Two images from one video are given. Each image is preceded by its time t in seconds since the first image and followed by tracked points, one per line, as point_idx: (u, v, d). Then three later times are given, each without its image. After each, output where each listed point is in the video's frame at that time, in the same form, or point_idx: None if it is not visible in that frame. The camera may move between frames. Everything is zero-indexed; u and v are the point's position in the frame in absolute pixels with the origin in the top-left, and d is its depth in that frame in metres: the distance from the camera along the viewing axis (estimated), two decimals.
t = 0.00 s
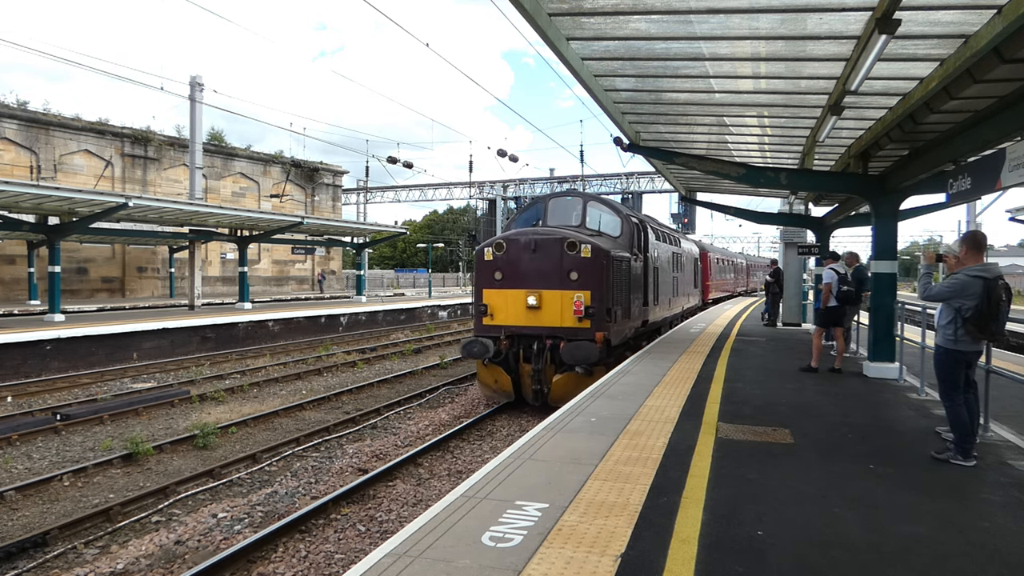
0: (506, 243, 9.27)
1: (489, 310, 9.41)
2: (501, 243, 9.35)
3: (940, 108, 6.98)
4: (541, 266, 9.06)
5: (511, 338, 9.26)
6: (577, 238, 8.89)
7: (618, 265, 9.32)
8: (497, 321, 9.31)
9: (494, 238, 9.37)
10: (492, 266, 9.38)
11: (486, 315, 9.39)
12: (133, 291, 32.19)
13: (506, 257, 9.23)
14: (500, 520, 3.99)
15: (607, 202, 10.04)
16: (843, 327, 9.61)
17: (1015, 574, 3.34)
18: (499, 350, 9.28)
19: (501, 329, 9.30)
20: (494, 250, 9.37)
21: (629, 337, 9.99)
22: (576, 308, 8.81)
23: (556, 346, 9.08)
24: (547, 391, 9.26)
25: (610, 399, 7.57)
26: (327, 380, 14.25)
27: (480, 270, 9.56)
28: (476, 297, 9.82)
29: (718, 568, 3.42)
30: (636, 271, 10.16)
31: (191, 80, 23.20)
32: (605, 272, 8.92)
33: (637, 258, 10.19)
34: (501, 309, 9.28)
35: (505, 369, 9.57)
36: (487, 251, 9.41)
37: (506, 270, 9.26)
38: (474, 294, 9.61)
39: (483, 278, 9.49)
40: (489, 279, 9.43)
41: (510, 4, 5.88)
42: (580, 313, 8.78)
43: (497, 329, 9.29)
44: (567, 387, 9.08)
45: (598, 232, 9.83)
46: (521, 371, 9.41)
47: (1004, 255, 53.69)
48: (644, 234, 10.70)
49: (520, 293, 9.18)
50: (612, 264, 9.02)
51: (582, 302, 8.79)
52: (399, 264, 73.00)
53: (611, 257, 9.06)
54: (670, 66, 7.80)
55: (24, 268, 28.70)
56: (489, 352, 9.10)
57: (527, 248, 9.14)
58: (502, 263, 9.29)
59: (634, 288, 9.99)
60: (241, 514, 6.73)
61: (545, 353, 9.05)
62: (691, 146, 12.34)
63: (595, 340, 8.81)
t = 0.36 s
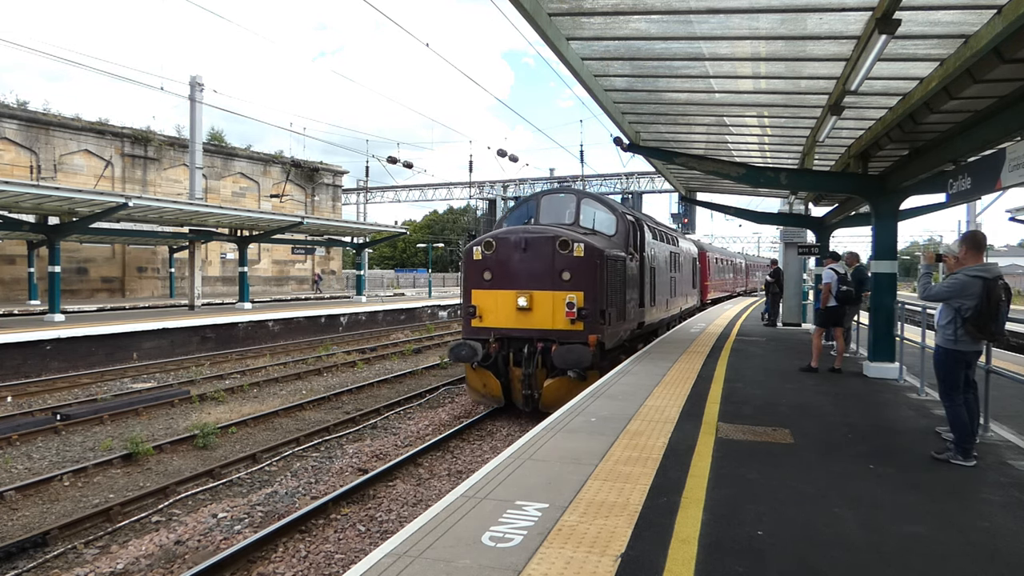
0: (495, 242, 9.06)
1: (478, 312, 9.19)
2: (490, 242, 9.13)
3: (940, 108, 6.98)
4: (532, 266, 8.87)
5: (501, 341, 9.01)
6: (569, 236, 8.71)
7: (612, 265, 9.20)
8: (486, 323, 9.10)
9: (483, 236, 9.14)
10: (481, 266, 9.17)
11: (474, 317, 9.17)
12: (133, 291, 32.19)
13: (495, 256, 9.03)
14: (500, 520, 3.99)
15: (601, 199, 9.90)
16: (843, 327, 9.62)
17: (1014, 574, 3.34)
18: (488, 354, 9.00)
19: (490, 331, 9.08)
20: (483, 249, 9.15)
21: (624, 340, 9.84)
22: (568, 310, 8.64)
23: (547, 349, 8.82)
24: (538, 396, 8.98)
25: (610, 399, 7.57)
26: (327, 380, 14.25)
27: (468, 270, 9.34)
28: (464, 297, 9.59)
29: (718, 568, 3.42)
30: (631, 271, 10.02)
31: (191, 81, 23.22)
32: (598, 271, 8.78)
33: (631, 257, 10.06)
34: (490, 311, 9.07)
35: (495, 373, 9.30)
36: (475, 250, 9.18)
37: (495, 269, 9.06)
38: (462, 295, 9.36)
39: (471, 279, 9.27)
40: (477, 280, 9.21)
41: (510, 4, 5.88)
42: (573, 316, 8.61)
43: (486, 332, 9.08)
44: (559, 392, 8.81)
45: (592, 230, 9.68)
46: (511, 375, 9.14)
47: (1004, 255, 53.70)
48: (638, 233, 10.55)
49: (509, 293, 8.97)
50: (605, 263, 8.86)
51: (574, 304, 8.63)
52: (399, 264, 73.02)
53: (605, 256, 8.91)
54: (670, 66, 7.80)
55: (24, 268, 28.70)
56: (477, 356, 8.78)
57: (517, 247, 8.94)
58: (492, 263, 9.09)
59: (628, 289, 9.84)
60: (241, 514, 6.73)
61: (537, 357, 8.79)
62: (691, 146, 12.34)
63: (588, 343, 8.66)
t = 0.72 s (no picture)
0: (485, 241, 8.89)
1: (466, 313, 9.01)
2: (479, 241, 8.97)
3: (939, 108, 6.99)
4: (522, 265, 8.69)
5: (489, 345, 8.85)
6: (561, 235, 8.52)
7: (606, 265, 9.00)
8: (475, 325, 8.92)
9: (472, 235, 8.97)
10: (469, 265, 9.00)
11: (462, 319, 8.99)
12: (133, 291, 32.21)
13: (485, 255, 8.85)
14: (500, 520, 3.99)
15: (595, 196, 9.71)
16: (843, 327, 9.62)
17: (1014, 574, 3.34)
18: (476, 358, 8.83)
19: (479, 334, 8.90)
20: (472, 248, 8.97)
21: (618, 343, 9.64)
22: (560, 312, 8.46)
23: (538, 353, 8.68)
24: (528, 402, 8.81)
25: (610, 399, 7.56)
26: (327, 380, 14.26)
27: (456, 270, 9.15)
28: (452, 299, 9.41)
29: (717, 568, 3.42)
30: (625, 272, 9.83)
31: (191, 81, 23.23)
32: (591, 271, 8.58)
33: (626, 257, 9.87)
34: (478, 313, 8.89)
35: (483, 378, 9.14)
36: (464, 249, 9.01)
37: (485, 269, 8.88)
38: (450, 296, 9.18)
39: (459, 279, 9.09)
40: (466, 280, 9.04)
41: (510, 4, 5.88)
42: (564, 318, 8.42)
43: (474, 334, 8.90)
44: (550, 397, 8.64)
45: (585, 229, 9.49)
46: (500, 379, 8.97)
47: (1004, 255, 53.71)
48: (633, 233, 10.36)
49: (499, 294, 8.78)
50: (599, 263, 8.67)
51: (566, 305, 8.44)
52: (399, 264, 73.06)
53: (599, 256, 8.71)
54: (670, 66, 7.80)
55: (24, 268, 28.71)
56: (463, 360, 8.58)
57: (507, 246, 8.76)
58: (481, 262, 8.91)
59: (622, 290, 9.64)
60: (241, 514, 6.73)
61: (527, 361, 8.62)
62: (691, 146, 12.33)
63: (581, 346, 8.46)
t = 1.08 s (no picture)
0: (472, 239, 8.52)
1: (453, 315, 8.64)
2: (466, 240, 8.60)
3: (939, 108, 6.99)
4: (511, 265, 8.30)
5: (477, 348, 8.50)
6: (552, 233, 8.13)
7: (601, 264, 8.73)
8: (462, 327, 8.56)
9: (459, 233, 8.60)
10: (457, 264, 8.62)
11: (449, 321, 8.62)
12: (133, 291, 32.22)
13: (472, 254, 8.48)
14: (499, 520, 3.99)
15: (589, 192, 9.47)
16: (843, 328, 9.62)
17: (1015, 574, 3.34)
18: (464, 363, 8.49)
19: (466, 337, 8.54)
20: (460, 247, 8.60)
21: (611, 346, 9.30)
22: (551, 314, 8.07)
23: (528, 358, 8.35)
24: (517, 409, 8.52)
25: (610, 398, 7.56)
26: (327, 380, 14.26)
27: (442, 270, 8.77)
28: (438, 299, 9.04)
29: (717, 568, 3.42)
30: (620, 272, 9.52)
31: (191, 81, 23.25)
32: (583, 271, 8.19)
33: (621, 257, 9.59)
34: (466, 314, 8.53)
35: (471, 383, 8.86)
36: (450, 248, 8.64)
37: (472, 269, 8.50)
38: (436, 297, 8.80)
39: (446, 279, 8.72)
40: (453, 280, 8.66)
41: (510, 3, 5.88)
42: (556, 320, 8.04)
43: (461, 337, 8.55)
44: (540, 403, 8.36)
45: (579, 227, 9.18)
46: (488, 385, 8.70)
47: (1004, 255, 53.71)
48: (627, 233, 10.10)
49: (487, 296, 8.41)
50: (592, 263, 8.28)
51: (558, 307, 8.05)
52: (399, 264, 73.08)
53: (592, 255, 8.34)
54: (670, 66, 7.80)
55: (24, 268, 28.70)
56: (450, 364, 8.31)
57: (496, 244, 8.38)
58: (468, 262, 8.54)
59: (617, 291, 9.31)
60: (241, 514, 6.73)
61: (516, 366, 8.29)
62: (691, 146, 12.32)
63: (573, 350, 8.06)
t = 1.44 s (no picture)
0: (459, 238, 8.35)
1: (440, 317, 8.44)
2: (453, 239, 8.42)
3: (939, 108, 6.99)
4: (499, 264, 8.11)
5: (464, 352, 8.30)
6: (542, 231, 7.95)
7: (594, 263, 8.46)
8: (449, 330, 8.36)
9: (446, 233, 8.44)
10: (443, 264, 8.44)
11: (435, 323, 8.43)
12: (133, 291, 32.22)
13: (459, 254, 8.29)
14: (500, 520, 3.99)
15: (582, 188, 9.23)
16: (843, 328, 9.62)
17: (1015, 573, 3.34)
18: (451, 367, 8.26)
19: (453, 340, 8.33)
20: (446, 246, 8.43)
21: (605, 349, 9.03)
22: (540, 315, 7.87)
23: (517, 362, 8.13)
24: (505, 415, 8.23)
25: (610, 399, 7.56)
26: (327, 380, 14.25)
27: (428, 270, 8.58)
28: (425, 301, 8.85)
29: (717, 568, 3.42)
30: (614, 272, 9.26)
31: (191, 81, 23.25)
32: (575, 270, 7.98)
33: (615, 256, 9.32)
34: (452, 316, 8.34)
35: (458, 389, 8.62)
36: (437, 247, 8.46)
37: (459, 268, 8.31)
38: (422, 298, 8.60)
39: (432, 280, 8.52)
40: (440, 280, 8.46)
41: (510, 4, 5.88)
42: (546, 323, 7.84)
43: (448, 340, 8.35)
44: (529, 410, 8.10)
45: (572, 225, 8.96)
46: (476, 391, 8.45)
47: (1004, 255, 53.68)
48: (622, 231, 9.83)
49: (475, 297, 8.21)
50: (584, 262, 8.06)
51: (548, 308, 7.86)
52: (399, 264, 73.08)
53: (585, 254, 8.11)
54: (670, 66, 7.81)
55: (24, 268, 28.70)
56: (435, 368, 8.12)
57: (483, 243, 8.20)
58: (455, 261, 8.35)
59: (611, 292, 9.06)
60: (241, 514, 6.73)
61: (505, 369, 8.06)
62: (691, 146, 12.33)
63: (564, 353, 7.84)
